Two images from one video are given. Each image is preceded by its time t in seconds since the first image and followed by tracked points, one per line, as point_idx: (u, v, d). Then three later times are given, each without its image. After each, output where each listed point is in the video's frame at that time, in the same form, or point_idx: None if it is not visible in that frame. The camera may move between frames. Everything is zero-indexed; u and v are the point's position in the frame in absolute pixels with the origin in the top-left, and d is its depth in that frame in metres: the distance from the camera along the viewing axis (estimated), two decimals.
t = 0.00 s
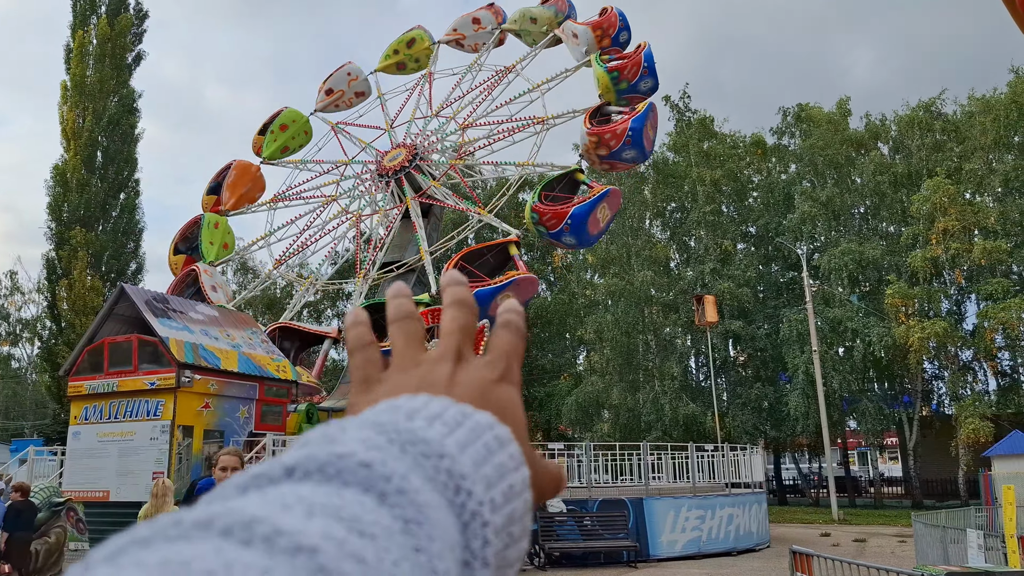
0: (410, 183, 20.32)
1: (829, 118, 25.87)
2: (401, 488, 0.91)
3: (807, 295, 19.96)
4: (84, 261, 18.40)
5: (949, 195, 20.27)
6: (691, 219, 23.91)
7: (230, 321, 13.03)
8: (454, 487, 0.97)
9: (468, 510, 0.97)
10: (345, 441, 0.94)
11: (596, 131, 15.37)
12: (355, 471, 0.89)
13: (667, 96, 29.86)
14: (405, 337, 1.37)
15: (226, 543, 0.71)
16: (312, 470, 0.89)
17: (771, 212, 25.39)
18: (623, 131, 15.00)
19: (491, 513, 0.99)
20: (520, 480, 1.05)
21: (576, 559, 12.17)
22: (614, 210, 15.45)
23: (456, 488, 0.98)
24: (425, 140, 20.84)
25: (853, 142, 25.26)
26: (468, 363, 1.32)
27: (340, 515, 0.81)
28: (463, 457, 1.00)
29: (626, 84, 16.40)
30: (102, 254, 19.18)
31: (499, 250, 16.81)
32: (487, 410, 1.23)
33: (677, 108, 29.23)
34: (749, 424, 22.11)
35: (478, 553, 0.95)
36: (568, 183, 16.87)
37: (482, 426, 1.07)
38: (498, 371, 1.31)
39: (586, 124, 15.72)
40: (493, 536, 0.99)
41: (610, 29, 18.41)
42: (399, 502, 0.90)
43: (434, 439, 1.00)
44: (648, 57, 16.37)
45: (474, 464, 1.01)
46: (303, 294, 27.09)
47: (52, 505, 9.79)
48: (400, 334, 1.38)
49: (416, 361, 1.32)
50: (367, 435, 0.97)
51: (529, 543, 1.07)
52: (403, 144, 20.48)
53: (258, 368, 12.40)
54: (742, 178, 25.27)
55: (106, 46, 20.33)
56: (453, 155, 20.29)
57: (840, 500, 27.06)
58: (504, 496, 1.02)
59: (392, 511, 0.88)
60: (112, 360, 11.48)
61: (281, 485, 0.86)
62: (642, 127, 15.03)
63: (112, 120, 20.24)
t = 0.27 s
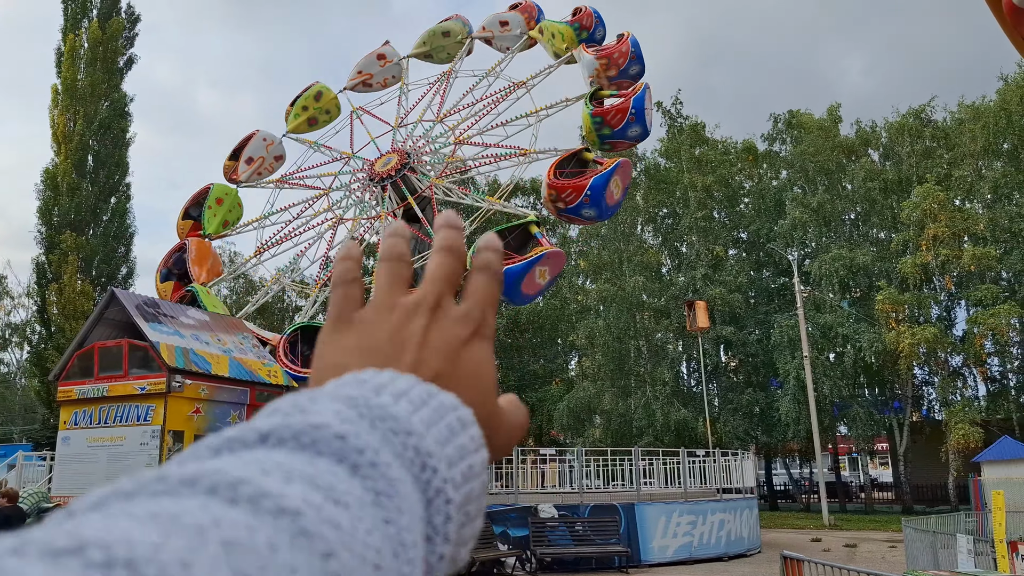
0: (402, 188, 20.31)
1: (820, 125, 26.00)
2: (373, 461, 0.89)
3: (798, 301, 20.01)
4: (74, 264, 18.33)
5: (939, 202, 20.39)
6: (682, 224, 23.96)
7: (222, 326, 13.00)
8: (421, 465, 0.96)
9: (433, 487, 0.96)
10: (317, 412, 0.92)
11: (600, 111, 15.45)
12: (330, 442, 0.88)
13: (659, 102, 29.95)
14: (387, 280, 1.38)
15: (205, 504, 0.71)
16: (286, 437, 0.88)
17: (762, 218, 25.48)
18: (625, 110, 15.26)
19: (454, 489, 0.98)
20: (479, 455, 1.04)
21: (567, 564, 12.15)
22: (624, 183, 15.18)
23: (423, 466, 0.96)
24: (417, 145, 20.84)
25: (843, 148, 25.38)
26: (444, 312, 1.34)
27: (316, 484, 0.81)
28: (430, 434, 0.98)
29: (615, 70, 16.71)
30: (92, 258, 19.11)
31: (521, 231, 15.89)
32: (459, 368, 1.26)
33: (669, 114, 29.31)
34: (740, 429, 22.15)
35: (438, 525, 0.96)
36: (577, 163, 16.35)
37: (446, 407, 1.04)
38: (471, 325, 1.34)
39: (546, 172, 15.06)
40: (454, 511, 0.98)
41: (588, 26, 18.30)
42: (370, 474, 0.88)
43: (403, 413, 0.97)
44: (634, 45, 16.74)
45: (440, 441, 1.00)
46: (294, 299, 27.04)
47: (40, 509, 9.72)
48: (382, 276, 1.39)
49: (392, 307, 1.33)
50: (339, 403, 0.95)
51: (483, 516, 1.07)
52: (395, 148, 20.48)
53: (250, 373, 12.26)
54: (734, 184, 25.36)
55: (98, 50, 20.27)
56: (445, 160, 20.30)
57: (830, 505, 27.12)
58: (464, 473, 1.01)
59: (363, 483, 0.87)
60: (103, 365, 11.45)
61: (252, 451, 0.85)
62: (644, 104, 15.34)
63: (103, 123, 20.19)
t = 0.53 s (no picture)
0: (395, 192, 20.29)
1: (812, 130, 26.08)
2: (344, 519, 0.85)
3: (791, 305, 20.04)
4: (66, 269, 18.26)
5: (931, 206, 20.47)
6: (675, 229, 23.99)
7: (214, 331, 12.96)
8: (395, 518, 0.90)
9: (408, 540, 0.90)
10: (288, 468, 0.89)
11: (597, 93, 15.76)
12: (299, 500, 0.84)
13: (652, 107, 30.00)
14: (355, 346, 1.35)
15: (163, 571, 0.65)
16: (254, 498, 0.84)
17: (754, 222, 25.53)
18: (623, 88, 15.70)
19: (431, 544, 0.92)
20: (460, 506, 1.00)
21: (560, 569, 12.14)
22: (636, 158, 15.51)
23: (397, 518, 0.90)
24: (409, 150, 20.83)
25: (835, 153, 25.46)
26: (418, 372, 1.30)
27: (284, 545, 0.77)
28: (404, 486, 0.94)
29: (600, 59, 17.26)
30: (84, 263, 19.03)
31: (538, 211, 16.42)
32: (435, 428, 1.21)
33: (662, 118, 29.36)
34: (733, 433, 22.17)
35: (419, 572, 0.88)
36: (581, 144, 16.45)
37: (422, 455, 1.00)
38: (445, 383, 1.29)
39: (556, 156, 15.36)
40: (433, 566, 0.91)
41: (603, 49, 17.42)
42: (342, 531, 0.85)
43: (375, 464, 0.93)
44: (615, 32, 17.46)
45: (414, 494, 0.94)
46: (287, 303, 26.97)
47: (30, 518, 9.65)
48: (351, 343, 1.36)
49: (363, 371, 1.30)
50: (306, 460, 0.91)
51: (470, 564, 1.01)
52: (387, 153, 20.47)
53: (241, 378, 12.36)
54: (726, 188, 25.40)
55: (90, 54, 20.22)
56: (438, 165, 20.30)
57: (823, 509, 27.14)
58: (442, 524, 0.96)
59: (333, 540, 0.83)
60: (94, 369, 11.39)
61: (223, 513, 0.81)
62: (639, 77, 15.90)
63: (95, 127, 20.13)
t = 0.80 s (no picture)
0: (389, 192, 20.26)
1: (805, 130, 26.14)
2: (373, 521, 0.84)
3: (784, 305, 20.07)
4: (58, 269, 18.19)
5: (923, 206, 20.53)
6: (668, 228, 23.99)
7: (207, 331, 12.94)
8: (425, 520, 0.90)
9: (437, 544, 0.89)
10: (314, 469, 0.86)
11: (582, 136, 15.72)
12: (326, 501, 0.82)
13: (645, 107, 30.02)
14: (386, 335, 1.34)
15: None
16: (282, 498, 0.82)
17: (748, 222, 25.57)
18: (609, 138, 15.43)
19: (459, 546, 0.92)
20: (488, 506, 0.99)
21: (554, 569, 12.16)
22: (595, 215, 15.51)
23: (425, 521, 0.90)
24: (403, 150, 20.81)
25: (829, 153, 25.51)
26: (448, 365, 1.30)
27: (310, 551, 0.75)
28: (434, 487, 0.93)
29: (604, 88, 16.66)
30: (76, 263, 18.97)
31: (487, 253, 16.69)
32: (464, 420, 1.20)
33: (655, 118, 29.39)
34: (726, 433, 22.21)
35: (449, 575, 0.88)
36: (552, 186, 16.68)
37: (451, 455, 0.99)
38: (475, 377, 1.29)
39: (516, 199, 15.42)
40: (461, 569, 0.91)
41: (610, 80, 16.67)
42: (371, 535, 0.83)
43: (403, 464, 0.92)
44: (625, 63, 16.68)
45: (444, 495, 0.93)
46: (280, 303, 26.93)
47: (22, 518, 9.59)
48: (383, 332, 1.35)
49: (395, 361, 1.29)
50: (333, 459, 0.89)
51: (499, 564, 1.01)
52: (381, 153, 20.46)
53: (234, 378, 12.36)
54: (720, 188, 25.43)
55: (82, 53, 20.14)
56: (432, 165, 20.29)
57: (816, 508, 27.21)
58: (471, 525, 0.95)
59: (361, 544, 0.81)
60: (86, 370, 11.34)
61: (249, 514, 0.78)
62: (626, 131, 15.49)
63: (87, 127, 20.08)
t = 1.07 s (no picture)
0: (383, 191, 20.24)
1: (799, 128, 26.18)
2: (352, 539, 0.83)
3: (779, 304, 20.13)
4: (52, 268, 18.15)
5: (917, 204, 20.60)
6: (663, 227, 24.01)
7: (202, 330, 12.92)
8: (406, 537, 0.89)
9: (418, 561, 0.87)
10: (294, 483, 0.88)
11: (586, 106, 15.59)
12: (304, 518, 0.83)
13: (640, 105, 30.03)
14: (376, 340, 1.35)
15: None
16: (260, 515, 0.83)
17: (742, 220, 25.62)
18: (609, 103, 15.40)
19: (441, 561, 0.90)
20: (473, 521, 0.98)
21: (549, 567, 12.18)
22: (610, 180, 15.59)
23: (406, 538, 0.89)
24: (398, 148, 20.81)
25: (823, 151, 25.56)
26: (436, 374, 1.31)
27: (284, 569, 0.75)
28: (416, 503, 0.92)
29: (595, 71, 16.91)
30: (70, 262, 18.93)
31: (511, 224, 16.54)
32: (451, 429, 1.21)
33: (650, 117, 29.41)
34: (721, 431, 22.27)
35: None
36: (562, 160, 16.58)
37: (435, 468, 0.99)
38: (463, 387, 1.30)
39: (535, 169, 15.49)
40: None
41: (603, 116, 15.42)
42: (349, 553, 0.83)
43: (384, 479, 0.92)
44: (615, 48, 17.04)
45: (426, 511, 0.92)
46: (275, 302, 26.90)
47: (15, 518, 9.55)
48: (373, 337, 1.35)
49: (384, 367, 1.30)
50: (312, 474, 0.90)
51: None
52: (376, 152, 20.45)
53: (229, 377, 12.35)
54: (715, 186, 25.46)
55: (75, 51, 20.09)
56: (427, 163, 20.28)
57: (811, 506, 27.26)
58: (454, 541, 0.94)
59: (338, 561, 0.81)
60: (80, 369, 11.32)
61: (224, 530, 0.81)
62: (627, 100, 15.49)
63: (81, 125, 20.03)
